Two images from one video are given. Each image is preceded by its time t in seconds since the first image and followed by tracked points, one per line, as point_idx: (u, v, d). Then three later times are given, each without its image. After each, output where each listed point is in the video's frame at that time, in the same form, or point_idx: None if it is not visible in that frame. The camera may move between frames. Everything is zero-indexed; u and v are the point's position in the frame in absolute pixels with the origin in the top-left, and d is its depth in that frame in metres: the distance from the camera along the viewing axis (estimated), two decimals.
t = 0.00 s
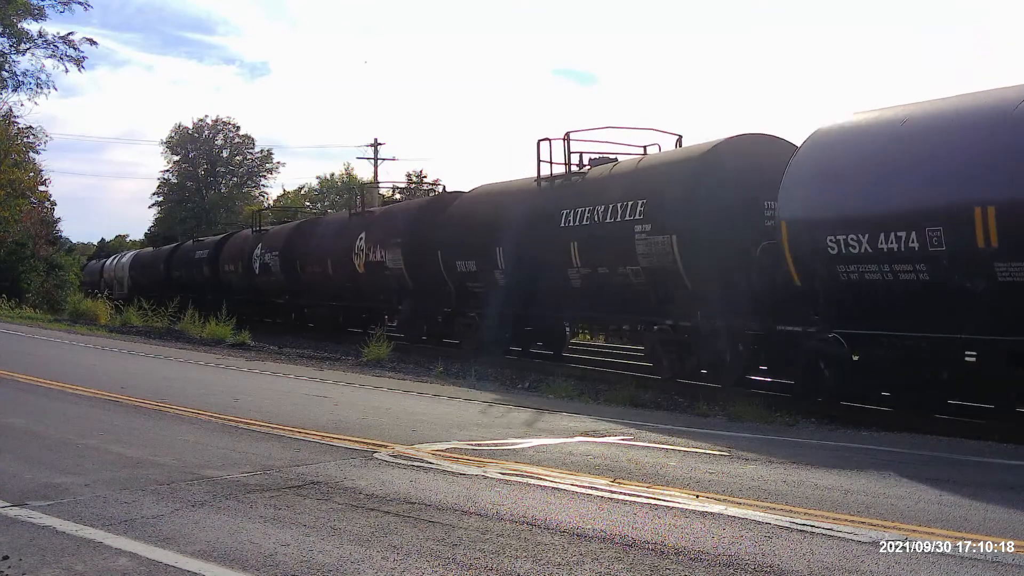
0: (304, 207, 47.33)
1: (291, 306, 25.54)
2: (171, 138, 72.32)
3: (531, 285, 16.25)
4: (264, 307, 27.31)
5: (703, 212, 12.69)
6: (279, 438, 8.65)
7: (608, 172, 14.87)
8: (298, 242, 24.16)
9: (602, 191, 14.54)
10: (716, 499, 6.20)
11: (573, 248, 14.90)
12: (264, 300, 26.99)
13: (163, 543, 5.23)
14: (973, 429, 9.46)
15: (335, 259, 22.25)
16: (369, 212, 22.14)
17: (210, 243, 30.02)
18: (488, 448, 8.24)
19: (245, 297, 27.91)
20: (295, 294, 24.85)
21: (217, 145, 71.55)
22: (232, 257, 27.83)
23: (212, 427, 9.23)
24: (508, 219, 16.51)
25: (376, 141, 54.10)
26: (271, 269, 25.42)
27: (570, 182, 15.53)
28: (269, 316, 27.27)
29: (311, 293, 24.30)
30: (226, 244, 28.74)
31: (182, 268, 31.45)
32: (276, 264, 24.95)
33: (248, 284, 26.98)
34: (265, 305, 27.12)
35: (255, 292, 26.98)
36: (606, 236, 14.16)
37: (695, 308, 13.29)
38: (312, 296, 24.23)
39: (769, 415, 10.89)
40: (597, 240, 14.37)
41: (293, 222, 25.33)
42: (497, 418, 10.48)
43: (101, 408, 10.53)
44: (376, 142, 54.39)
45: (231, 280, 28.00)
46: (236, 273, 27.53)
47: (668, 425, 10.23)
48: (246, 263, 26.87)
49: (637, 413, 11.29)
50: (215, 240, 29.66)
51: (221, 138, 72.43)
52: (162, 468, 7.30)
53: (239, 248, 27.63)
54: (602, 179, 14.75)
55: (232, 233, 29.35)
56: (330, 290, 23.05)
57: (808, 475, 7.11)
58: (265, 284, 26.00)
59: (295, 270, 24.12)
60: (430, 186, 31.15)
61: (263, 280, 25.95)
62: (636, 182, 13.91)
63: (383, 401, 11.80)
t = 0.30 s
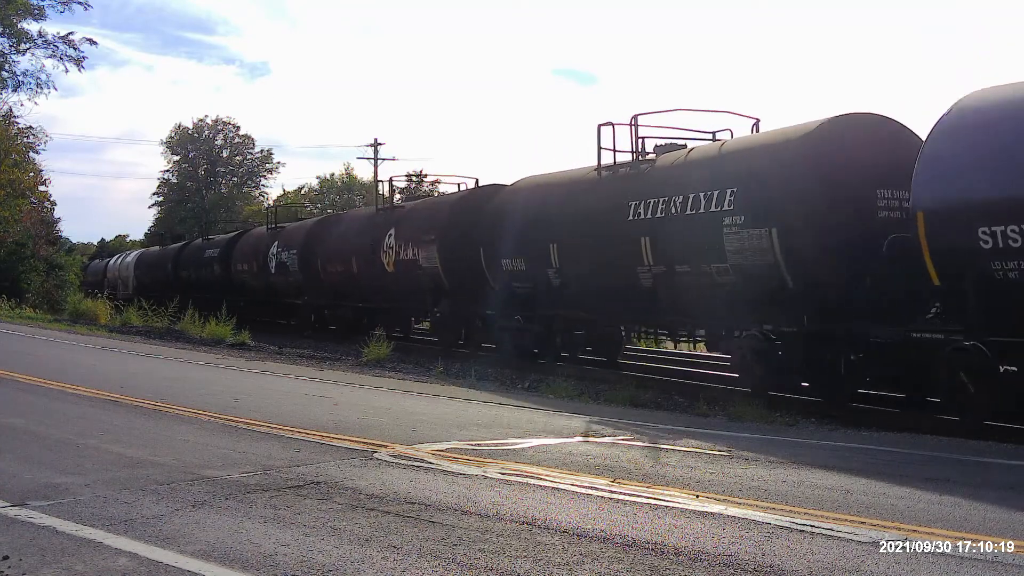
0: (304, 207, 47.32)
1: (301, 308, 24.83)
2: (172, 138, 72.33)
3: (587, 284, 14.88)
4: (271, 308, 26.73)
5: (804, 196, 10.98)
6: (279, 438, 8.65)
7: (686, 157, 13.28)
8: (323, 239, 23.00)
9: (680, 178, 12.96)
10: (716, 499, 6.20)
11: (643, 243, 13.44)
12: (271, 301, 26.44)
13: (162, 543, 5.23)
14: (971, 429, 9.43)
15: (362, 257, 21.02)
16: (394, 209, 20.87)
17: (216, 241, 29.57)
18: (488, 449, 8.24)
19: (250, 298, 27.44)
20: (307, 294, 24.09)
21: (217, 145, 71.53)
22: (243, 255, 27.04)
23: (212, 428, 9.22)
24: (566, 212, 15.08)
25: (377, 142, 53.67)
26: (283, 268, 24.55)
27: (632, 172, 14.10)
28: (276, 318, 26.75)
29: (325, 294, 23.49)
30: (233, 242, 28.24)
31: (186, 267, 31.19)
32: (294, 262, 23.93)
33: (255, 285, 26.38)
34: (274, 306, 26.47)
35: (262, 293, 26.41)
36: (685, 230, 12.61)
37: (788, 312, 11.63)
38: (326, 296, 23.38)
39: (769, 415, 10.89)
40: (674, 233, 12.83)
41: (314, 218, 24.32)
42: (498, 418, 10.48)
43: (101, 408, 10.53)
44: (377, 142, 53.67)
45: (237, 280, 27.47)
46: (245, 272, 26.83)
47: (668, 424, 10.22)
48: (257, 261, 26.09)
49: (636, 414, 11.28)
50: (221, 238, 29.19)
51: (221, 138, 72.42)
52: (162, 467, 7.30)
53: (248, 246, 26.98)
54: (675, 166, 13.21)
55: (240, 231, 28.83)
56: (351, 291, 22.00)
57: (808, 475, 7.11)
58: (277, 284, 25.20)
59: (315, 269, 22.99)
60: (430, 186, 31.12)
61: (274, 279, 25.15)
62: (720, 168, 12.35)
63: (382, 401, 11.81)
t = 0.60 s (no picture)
0: (304, 207, 47.32)
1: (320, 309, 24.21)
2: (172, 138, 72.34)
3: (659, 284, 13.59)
4: (286, 308, 26.20)
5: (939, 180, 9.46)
6: (280, 438, 8.65)
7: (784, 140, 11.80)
8: (355, 238, 21.84)
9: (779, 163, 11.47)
10: (716, 499, 6.20)
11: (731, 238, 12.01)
12: (287, 302, 25.92)
13: (162, 543, 5.23)
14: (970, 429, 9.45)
15: (399, 257, 19.85)
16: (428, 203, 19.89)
17: (225, 240, 29.14)
18: (489, 448, 8.24)
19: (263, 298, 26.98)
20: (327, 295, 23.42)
21: (217, 145, 71.53)
22: (261, 253, 26.25)
23: (213, 428, 9.23)
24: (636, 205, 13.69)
25: (377, 141, 53.64)
26: (303, 267, 23.82)
27: (709, 158, 12.75)
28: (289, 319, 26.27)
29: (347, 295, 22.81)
30: (246, 241, 27.70)
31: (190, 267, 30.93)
32: (317, 262, 23.03)
33: (271, 285, 25.78)
34: (291, 306, 25.89)
35: (277, 293, 25.86)
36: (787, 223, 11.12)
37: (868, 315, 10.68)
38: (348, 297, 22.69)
39: (769, 415, 10.89)
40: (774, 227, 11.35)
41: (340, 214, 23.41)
42: (498, 418, 10.48)
43: (102, 408, 10.53)
44: (377, 142, 53.63)
45: (250, 280, 27.00)
46: (260, 271, 26.18)
47: (668, 424, 10.22)
48: (275, 260, 25.40)
49: (637, 414, 11.28)
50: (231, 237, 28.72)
51: (221, 138, 72.41)
52: (162, 467, 7.30)
53: (264, 245, 26.33)
54: (769, 150, 11.73)
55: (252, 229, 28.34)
56: (381, 292, 21.02)
57: (809, 475, 7.11)
58: (296, 284, 24.51)
59: (342, 269, 21.99)
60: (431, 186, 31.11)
61: (293, 280, 24.46)
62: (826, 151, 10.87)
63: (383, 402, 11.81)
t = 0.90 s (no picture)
0: (304, 207, 47.31)
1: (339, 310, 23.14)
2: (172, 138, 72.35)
3: (685, 283, 13.04)
4: (303, 310, 25.25)
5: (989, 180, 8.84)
6: (280, 438, 8.65)
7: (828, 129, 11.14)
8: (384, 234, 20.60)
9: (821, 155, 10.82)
10: (715, 499, 6.20)
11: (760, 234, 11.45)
12: (303, 304, 25.02)
13: (163, 543, 5.23)
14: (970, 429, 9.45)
15: (431, 256, 18.60)
16: (463, 197, 18.58)
17: (237, 238, 28.36)
18: (489, 448, 8.25)
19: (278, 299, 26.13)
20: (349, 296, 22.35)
21: (217, 145, 71.54)
22: (279, 251, 25.16)
23: (213, 428, 9.23)
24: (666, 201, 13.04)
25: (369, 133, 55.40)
26: (324, 267, 22.76)
27: (814, 139, 11.08)
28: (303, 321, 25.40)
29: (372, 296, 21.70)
30: (262, 239, 26.75)
31: (199, 266, 30.30)
32: (341, 261, 21.86)
33: (288, 286, 24.82)
34: (307, 307, 24.91)
35: (293, 294, 24.94)
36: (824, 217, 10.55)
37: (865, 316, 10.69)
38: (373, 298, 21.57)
39: (769, 415, 10.89)
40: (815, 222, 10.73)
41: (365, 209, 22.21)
42: (498, 418, 10.48)
43: (102, 408, 10.52)
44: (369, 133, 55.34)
45: (265, 281, 26.13)
46: (277, 271, 25.19)
47: (668, 425, 10.22)
48: (293, 259, 24.34)
49: (637, 414, 11.29)
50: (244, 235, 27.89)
51: (221, 138, 72.38)
52: (161, 467, 7.31)
53: (282, 243, 25.31)
54: (891, 128, 10.05)
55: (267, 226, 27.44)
56: (414, 292, 19.72)
57: (809, 475, 7.11)
58: (315, 285, 23.51)
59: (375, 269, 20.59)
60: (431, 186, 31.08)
61: (313, 280, 23.42)
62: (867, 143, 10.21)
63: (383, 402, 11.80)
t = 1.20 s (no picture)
0: (304, 208, 47.30)
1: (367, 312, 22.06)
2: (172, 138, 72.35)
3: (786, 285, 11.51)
4: (325, 310, 24.26)
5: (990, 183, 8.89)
6: (280, 437, 8.66)
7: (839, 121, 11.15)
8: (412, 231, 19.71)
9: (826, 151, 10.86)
10: (715, 499, 6.20)
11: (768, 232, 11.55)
12: (325, 304, 24.08)
13: (163, 543, 5.24)
14: (972, 429, 9.46)
15: (467, 253, 17.60)
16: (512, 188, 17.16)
17: (252, 236, 27.50)
18: (489, 448, 8.25)
19: (296, 299, 25.20)
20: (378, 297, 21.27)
21: (217, 145, 71.54)
22: (300, 250, 24.09)
23: (213, 428, 9.24)
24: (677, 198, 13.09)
25: (377, 142, 54.53)
26: (350, 267, 21.67)
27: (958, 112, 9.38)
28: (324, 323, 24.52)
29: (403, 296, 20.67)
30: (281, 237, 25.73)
31: (211, 265, 29.52)
32: (368, 259, 20.77)
33: (310, 286, 23.83)
34: (331, 308, 23.87)
35: (314, 294, 24.01)
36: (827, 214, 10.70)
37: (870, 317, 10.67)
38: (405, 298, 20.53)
39: (769, 415, 10.89)
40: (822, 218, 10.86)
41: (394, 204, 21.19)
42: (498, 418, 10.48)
43: (101, 408, 10.52)
44: (377, 142, 54.53)
45: (284, 280, 25.19)
46: (298, 271, 24.21)
47: (668, 424, 10.22)
48: (318, 257, 23.31)
49: (637, 413, 11.28)
50: (259, 233, 27.02)
51: (222, 138, 72.38)
52: (161, 467, 7.31)
53: (304, 241, 24.26)
54: None
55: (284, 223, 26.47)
56: (457, 292, 18.42)
57: (808, 475, 7.10)
58: (340, 285, 22.47)
59: (417, 266, 19.15)
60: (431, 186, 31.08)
61: (339, 280, 22.33)
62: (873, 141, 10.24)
63: (383, 402, 11.80)
